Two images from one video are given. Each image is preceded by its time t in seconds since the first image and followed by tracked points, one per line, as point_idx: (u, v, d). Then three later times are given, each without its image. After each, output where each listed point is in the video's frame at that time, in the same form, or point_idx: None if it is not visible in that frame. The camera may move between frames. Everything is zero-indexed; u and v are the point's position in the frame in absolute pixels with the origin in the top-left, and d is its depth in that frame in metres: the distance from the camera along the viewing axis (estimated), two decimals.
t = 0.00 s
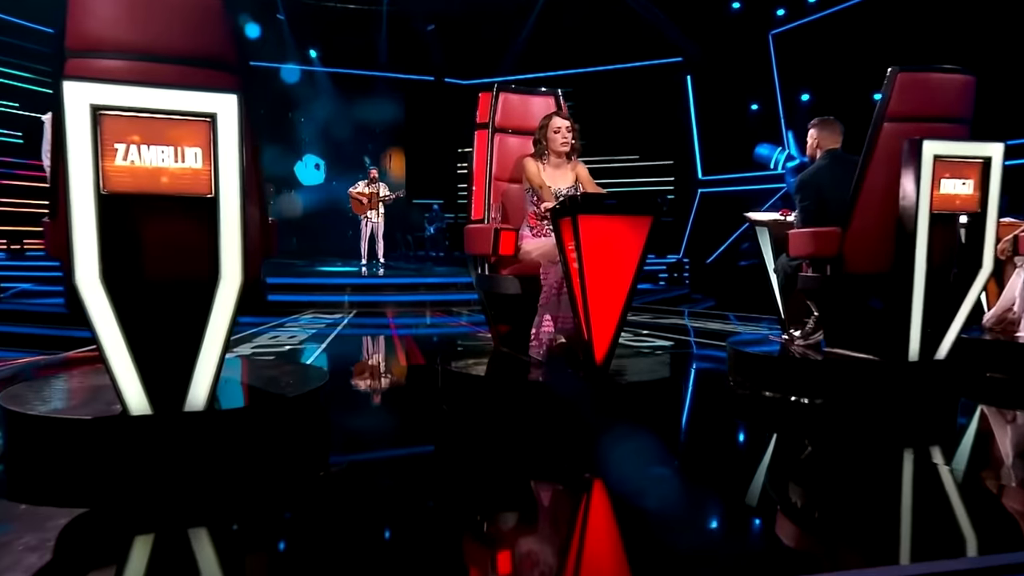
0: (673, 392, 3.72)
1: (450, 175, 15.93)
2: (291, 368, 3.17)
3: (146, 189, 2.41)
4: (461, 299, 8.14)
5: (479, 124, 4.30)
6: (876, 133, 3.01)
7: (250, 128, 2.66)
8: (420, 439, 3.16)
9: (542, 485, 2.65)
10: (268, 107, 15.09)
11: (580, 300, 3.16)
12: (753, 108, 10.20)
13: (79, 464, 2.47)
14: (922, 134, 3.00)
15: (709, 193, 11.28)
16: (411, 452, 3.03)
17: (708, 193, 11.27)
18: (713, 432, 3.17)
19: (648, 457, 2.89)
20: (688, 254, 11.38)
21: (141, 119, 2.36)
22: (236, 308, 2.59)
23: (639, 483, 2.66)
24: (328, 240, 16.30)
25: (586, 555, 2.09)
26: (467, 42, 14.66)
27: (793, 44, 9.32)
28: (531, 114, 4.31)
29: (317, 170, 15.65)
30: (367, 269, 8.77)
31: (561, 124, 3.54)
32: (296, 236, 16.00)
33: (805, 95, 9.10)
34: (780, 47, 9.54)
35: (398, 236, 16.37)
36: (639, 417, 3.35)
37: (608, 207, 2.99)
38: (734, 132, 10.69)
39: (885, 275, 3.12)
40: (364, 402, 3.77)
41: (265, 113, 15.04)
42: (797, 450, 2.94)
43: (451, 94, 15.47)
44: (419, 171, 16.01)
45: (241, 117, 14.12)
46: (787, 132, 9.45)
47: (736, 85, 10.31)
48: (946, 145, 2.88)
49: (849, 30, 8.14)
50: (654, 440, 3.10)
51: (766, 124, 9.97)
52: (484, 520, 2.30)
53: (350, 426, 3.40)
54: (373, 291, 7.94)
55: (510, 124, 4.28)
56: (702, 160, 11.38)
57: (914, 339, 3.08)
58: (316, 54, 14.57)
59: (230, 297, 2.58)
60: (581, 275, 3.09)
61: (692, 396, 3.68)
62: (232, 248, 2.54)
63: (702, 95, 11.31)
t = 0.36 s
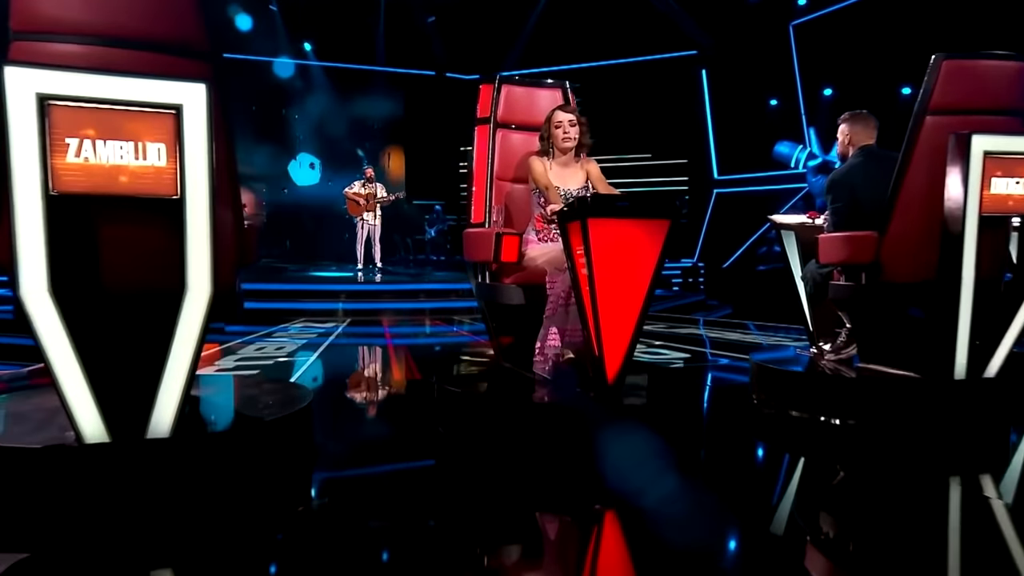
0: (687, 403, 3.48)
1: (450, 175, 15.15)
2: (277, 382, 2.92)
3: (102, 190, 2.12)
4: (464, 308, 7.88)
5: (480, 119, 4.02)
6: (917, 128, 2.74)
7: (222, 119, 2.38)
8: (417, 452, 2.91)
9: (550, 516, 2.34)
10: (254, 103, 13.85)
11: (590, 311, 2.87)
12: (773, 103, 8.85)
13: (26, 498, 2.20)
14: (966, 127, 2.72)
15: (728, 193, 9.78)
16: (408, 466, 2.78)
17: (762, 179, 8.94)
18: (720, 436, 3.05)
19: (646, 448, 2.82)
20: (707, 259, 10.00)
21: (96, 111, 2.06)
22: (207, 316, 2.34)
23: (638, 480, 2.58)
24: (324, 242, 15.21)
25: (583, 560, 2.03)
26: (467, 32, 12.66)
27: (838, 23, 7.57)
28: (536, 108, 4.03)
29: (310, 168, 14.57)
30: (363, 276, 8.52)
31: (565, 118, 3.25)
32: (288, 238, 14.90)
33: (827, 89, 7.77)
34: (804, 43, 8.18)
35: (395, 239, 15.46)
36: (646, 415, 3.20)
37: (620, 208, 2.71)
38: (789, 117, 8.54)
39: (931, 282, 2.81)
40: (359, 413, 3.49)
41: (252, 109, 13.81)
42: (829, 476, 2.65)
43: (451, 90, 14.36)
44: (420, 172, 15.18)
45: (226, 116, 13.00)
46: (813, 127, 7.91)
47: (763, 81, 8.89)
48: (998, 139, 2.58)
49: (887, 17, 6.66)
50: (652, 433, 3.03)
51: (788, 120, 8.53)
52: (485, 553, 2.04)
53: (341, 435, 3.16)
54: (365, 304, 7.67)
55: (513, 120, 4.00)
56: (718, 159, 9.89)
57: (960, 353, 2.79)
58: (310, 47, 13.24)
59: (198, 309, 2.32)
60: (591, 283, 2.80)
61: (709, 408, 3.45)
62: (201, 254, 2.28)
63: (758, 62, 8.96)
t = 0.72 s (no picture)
0: (697, 415, 3.22)
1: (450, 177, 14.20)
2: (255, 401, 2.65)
3: (53, 192, 1.81)
4: (463, 318, 7.57)
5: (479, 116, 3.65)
6: (959, 126, 2.49)
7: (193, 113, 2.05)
8: (410, 468, 2.63)
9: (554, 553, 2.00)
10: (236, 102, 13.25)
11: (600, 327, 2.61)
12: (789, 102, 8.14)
13: None
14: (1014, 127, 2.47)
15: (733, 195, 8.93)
16: (401, 484, 2.54)
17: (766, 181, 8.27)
18: (730, 445, 2.87)
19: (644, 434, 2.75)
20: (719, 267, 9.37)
21: (46, 103, 1.78)
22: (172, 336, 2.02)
23: (638, 478, 2.49)
24: (312, 245, 14.30)
25: None
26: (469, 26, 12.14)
27: (833, 13, 6.97)
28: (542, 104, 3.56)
29: (300, 169, 13.78)
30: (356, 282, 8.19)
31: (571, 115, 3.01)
32: (277, 243, 14.07)
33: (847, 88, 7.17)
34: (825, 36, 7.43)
35: (390, 243, 14.68)
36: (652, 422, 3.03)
37: (630, 214, 2.48)
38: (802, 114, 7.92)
39: (975, 299, 2.57)
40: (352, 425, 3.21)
41: (236, 109, 13.18)
42: (860, 503, 2.37)
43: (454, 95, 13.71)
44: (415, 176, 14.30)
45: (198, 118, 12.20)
46: (829, 125, 7.41)
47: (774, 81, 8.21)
48: None
49: (910, 16, 5.88)
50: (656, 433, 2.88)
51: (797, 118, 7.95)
52: None
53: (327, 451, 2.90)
54: (358, 315, 7.32)
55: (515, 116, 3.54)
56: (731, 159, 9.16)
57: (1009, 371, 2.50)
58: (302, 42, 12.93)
59: (162, 329, 2.01)
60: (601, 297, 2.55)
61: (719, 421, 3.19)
62: (166, 267, 1.96)
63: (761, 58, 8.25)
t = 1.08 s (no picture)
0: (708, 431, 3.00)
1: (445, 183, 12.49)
2: (233, 428, 2.45)
3: None
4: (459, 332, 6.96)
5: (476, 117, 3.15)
6: (1002, 128, 2.22)
7: (164, 104, 1.74)
8: (400, 474, 2.44)
9: None
10: (209, 90, 11.26)
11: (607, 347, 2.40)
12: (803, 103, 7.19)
13: None
14: None
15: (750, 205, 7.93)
16: (394, 503, 2.19)
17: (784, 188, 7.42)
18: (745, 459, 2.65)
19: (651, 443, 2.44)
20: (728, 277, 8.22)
21: None
22: (132, 359, 1.72)
23: (638, 478, 2.26)
24: (301, 251, 12.43)
25: None
26: (465, 30, 10.68)
27: (876, 10, 5.96)
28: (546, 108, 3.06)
29: (288, 173, 11.96)
30: (346, 296, 7.71)
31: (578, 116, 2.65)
32: (263, 249, 12.17)
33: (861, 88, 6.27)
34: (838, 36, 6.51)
35: (383, 252, 12.90)
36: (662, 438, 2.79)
37: (640, 224, 2.26)
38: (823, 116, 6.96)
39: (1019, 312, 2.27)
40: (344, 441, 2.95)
41: (217, 108, 11.37)
42: (890, 537, 1.99)
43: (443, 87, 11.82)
44: (411, 179, 12.56)
45: (197, 132, 11.37)
46: (848, 129, 6.48)
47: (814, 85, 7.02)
48: None
49: (935, 15, 5.26)
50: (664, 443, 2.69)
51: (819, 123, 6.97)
52: None
53: (312, 457, 2.70)
54: (346, 330, 6.71)
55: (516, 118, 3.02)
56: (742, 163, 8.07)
57: None
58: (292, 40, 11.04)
59: (122, 355, 1.71)
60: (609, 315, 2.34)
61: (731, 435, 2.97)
62: (126, 286, 1.66)
63: (792, 60, 7.15)
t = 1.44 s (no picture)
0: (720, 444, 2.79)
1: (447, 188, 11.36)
2: (208, 458, 2.26)
3: None
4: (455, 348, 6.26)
5: (472, 123, 2.73)
6: None
7: (124, 104, 1.49)
8: (390, 502, 2.24)
9: None
10: (195, 93, 10.38)
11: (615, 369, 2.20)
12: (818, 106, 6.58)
13: None
14: None
15: (764, 213, 7.17)
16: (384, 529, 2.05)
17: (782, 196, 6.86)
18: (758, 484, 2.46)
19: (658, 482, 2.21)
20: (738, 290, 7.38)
21: None
22: (89, 386, 1.43)
23: (638, 480, 2.21)
24: (292, 264, 11.35)
25: None
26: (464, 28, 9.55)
27: (895, 8, 5.47)
28: (550, 110, 2.73)
29: (276, 179, 10.94)
30: (339, 305, 7.27)
31: (581, 120, 2.45)
32: (251, 260, 11.19)
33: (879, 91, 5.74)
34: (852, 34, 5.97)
35: (376, 262, 11.50)
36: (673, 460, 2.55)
37: (647, 236, 2.07)
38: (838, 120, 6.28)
39: None
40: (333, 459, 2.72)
41: (202, 109, 10.46)
42: None
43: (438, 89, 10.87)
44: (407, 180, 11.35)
45: (179, 135, 10.46)
46: (863, 133, 5.96)
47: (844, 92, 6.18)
48: None
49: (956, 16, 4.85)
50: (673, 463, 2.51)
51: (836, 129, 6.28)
52: None
53: (295, 476, 2.50)
54: (337, 343, 5.95)
55: (516, 122, 2.70)
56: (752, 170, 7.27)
57: None
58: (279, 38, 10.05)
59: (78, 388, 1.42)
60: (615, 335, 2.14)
61: (744, 450, 2.76)
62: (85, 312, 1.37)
63: (815, 59, 6.39)
